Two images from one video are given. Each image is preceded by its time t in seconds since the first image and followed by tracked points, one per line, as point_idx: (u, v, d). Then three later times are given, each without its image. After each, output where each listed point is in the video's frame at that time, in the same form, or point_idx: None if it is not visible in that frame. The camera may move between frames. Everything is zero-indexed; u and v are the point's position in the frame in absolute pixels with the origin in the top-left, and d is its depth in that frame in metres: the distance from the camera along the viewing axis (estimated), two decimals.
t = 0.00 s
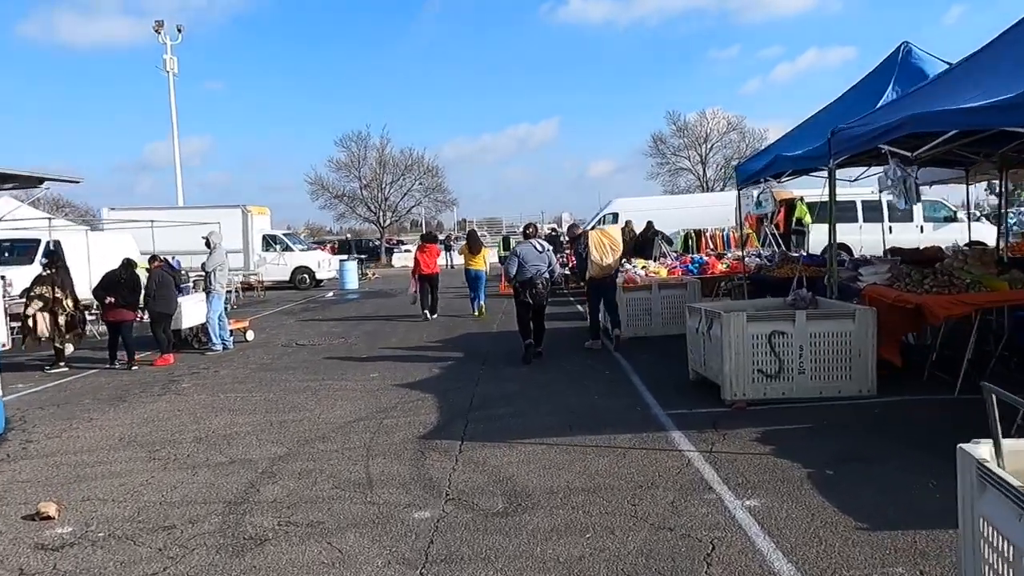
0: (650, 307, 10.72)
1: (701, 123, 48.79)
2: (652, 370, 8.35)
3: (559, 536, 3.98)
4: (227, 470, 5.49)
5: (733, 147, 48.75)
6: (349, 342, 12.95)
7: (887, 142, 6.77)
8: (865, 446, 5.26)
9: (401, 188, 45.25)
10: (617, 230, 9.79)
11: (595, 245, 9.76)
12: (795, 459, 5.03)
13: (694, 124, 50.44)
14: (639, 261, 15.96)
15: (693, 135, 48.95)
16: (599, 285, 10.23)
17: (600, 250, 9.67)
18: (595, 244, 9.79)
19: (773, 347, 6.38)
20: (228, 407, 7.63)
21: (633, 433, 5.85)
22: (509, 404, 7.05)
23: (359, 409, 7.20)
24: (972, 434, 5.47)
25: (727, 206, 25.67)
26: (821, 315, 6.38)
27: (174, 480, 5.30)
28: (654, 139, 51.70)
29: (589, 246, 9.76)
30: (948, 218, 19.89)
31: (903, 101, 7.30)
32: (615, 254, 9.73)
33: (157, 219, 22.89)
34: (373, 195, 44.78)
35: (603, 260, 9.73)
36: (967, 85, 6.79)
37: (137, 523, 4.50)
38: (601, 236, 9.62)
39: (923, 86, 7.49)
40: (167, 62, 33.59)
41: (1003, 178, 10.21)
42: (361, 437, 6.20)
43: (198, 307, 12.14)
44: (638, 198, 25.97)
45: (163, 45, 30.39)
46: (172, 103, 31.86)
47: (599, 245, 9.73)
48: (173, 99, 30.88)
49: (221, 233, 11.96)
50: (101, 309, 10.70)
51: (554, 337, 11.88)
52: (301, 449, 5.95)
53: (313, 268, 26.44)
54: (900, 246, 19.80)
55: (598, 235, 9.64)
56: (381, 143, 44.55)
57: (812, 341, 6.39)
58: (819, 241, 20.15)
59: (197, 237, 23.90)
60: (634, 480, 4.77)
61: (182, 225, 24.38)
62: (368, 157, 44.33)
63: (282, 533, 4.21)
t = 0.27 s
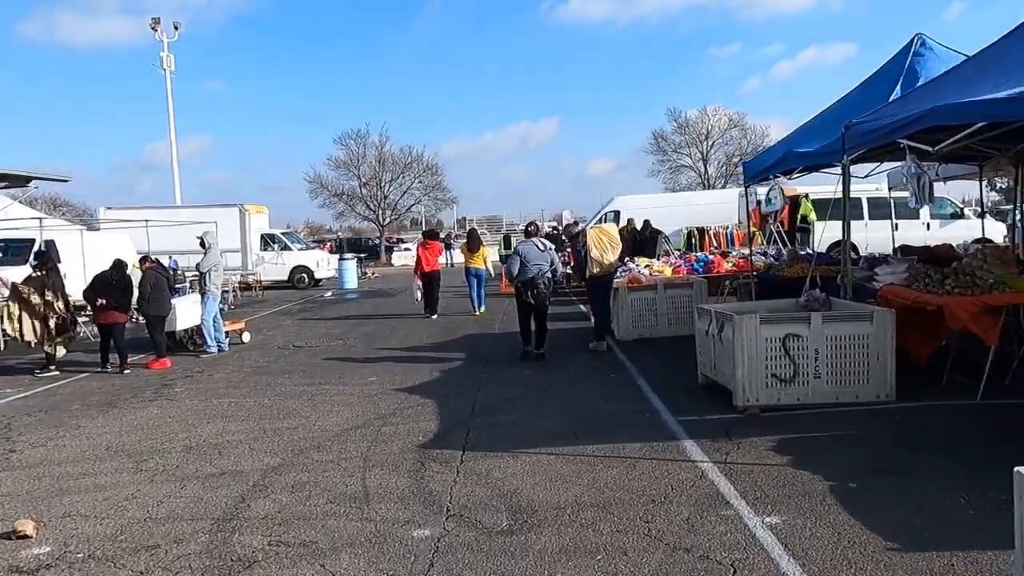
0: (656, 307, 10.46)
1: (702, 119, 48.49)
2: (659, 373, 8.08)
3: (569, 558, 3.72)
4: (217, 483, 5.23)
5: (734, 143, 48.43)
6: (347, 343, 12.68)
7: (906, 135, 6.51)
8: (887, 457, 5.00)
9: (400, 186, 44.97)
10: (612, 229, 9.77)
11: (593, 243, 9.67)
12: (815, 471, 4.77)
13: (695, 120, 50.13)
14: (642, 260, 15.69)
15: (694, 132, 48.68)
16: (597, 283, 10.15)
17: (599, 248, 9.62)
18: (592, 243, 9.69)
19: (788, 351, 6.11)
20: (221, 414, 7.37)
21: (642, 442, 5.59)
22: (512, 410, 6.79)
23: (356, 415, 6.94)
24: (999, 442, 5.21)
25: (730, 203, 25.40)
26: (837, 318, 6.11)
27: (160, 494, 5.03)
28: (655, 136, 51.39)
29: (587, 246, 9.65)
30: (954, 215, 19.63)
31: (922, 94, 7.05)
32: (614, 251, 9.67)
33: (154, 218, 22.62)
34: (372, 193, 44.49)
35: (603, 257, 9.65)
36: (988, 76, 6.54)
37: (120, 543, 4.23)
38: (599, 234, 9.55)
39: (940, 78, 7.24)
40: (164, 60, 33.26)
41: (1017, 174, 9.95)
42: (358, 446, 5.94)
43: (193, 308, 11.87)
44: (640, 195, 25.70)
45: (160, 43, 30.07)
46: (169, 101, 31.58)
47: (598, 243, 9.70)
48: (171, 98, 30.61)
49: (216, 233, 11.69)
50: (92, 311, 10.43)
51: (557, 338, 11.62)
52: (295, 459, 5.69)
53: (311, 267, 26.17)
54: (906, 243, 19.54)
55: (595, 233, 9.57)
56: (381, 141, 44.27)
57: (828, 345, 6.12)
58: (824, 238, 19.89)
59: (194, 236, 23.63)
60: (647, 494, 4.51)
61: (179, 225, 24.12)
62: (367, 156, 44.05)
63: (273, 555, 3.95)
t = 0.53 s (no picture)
0: (660, 305, 10.19)
1: (704, 115, 48.16)
2: (664, 373, 7.81)
3: None
4: (201, 491, 4.96)
5: (736, 139, 48.10)
6: (343, 342, 12.42)
7: (924, 123, 6.24)
8: (907, 463, 4.73)
9: (400, 183, 44.71)
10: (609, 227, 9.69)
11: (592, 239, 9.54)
12: (832, 478, 4.51)
13: (696, 116, 49.81)
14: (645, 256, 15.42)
15: (696, 128, 48.38)
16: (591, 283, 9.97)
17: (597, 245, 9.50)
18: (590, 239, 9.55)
19: (800, 350, 5.85)
20: (210, 416, 7.10)
21: (648, 446, 5.33)
22: (512, 412, 6.53)
23: (349, 418, 6.68)
24: None
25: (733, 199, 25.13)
26: (852, 315, 5.84)
27: (140, 504, 4.77)
28: (656, 132, 51.08)
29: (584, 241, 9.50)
30: (962, 210, 19.35)
31: (940, 81, 6.77)
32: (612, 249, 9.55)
33: (151, 216, 22.36)
34: (372, 190, 44.22)
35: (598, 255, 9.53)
36: (1010, 61, 6.26)
37: (93, 558, 3.97)
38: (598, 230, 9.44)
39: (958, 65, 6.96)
40: (162, 56, 32.97)
41: None
42: (350, 450, 5.68)
43: (186, 307, 11.62)
44: (641, 191, 25.42)
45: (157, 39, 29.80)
46: (166, 98, 31.30)
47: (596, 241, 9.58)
48: (167, 94, 30.33)
49: (209, 230, 11.43)
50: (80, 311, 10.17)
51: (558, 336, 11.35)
52: (284, 465, 5.42)
53: (310, 264, 25.91)
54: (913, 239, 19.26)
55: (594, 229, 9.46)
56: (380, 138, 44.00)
57: (842, 343, 5.85)
58: (829, 234, 19.62)
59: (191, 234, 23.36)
60: (654, 504, 4.24)
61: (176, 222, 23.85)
62: (367, 152, 43.78)
63: (254, 571, 3.69)
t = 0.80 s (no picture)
0: (662, 312, 9.90)
1: (705, 117, 47.86)
2: (667, 385, 7.52)
3: None
4: (176, 515, 4.67)
5: (738, 142, 47.79)
6: (338, 348, 12.13)
7: (942, 125, 5.97)
8: (928, 488, 4.43)
9: (399, 185, 44.42)
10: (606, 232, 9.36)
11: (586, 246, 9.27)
12: (849, 505, 4.21)
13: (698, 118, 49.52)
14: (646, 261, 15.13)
15: (697, 130, 48.11)
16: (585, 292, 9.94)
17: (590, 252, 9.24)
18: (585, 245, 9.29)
19: (811, 364, 5.56)
20: (194, 430, 6.81)
21: (651, 467, 5.04)
22: (508, 427, 6.24)
23: (339, 433, 6.39)
24: None
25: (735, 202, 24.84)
26: (865, 327, 5.55)
27: (110, 530, 4.47)
28: (657, 134, 50.78)
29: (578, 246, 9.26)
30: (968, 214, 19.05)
31: (957, 82, 6.50)
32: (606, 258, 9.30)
33: (145, 218, 22.07)
34: (371, 192, 43.93)
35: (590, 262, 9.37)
36: None
37: None
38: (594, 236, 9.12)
39: (975, 65, 6.69)
40: (160, 57, 32.70)
41: None
42: (337, 470, 5.38)
43: (176, 313, 11.33)
44: (643, 194, 25.13)
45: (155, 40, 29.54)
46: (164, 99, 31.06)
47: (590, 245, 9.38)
48: (164, 95, 30.09)
49: (200, 234, 11.15)
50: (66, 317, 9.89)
51: (558, 343, 11.05)
52: (266, 485, 5.12)
53: (308, 268, 25.62)
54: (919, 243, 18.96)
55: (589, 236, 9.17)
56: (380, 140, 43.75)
57: (856, 357, 5.56)
58: (832, 238, 19.32)
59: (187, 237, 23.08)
60: (658, 535, 3.94)
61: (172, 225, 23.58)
62: (366, 154, 43.52)
63: None
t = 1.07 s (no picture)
0: (665, 316, 9.64)
1: (706, 119, 47.65)
2: (670, 391, 7.26)
3: None
4: (152, 534, 4.40)
5: (739, 144, 47.56)
6: (333, 353, 11.86)
7: (960, 121, 5.70)
8: (951, 505, 4.16)
9: (399, 188, 44.20)
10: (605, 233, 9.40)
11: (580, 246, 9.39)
12: (867, 524, 3.94)
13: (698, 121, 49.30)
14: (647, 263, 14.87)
15: (698, 132, 47.87)
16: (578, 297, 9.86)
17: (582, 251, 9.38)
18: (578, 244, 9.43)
19: (822, 371, 5.29)
20: (179, 440, 6.55)
21: (655, 481, 4.77)
22: (505, 437, 5.98)
23: (329, 443, 6.12)
24: None
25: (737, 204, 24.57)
26: (879, 332, 5.28)
27: (81, 550, 4.21)
28: (658, 136, 50.56)
29: (571, 244, 9.47)
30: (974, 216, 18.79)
31: (974, 76, 6.24)
32: (598, 259, 9.37)
33: (141, 221, 21.82)
34: (370, 195, 43.71)
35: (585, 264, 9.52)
36: None
37: None
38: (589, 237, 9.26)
39: (991, 60, 6.43)
40: (157, 59, 32.49)
41: None
42: (325, 483, 5.12)
43: (167, 318, 11.06)
44: (644, 196, 24.87)
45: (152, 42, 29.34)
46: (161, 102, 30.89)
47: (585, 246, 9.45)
48: (161, 98, 29.93)
49: (192, 237, 10.90)
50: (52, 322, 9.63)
51: (558, 348, 10.79)
52: (250, 501, 4.86)
53: (305, 271, 25.37)
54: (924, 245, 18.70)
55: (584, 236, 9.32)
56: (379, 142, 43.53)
57: (870, 364, 5.29)
58: (837, 240, 19.05)
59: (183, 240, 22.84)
60: (664, 556, 3.67)
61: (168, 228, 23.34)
62: (365, 157, 43.30)
63: None
